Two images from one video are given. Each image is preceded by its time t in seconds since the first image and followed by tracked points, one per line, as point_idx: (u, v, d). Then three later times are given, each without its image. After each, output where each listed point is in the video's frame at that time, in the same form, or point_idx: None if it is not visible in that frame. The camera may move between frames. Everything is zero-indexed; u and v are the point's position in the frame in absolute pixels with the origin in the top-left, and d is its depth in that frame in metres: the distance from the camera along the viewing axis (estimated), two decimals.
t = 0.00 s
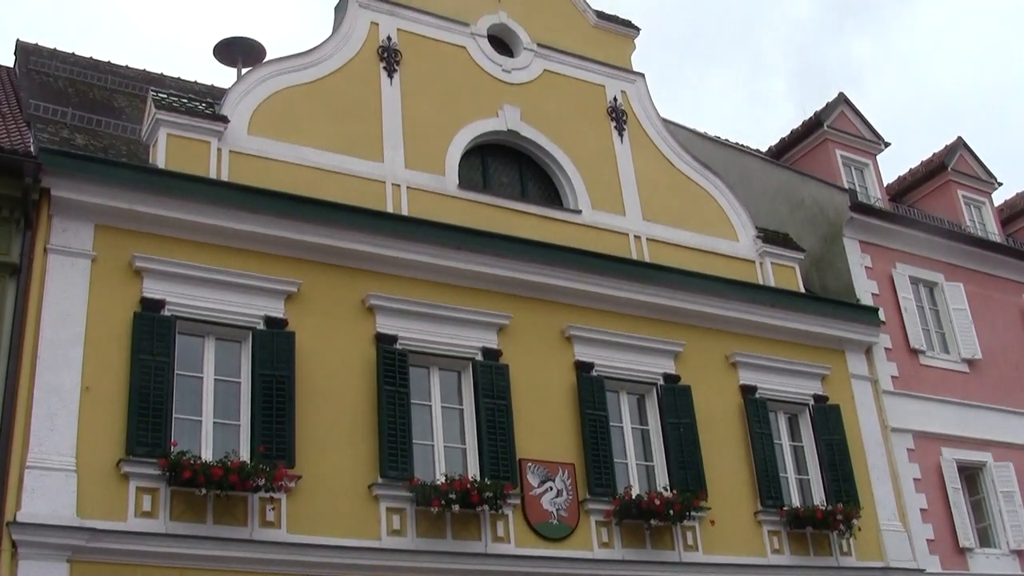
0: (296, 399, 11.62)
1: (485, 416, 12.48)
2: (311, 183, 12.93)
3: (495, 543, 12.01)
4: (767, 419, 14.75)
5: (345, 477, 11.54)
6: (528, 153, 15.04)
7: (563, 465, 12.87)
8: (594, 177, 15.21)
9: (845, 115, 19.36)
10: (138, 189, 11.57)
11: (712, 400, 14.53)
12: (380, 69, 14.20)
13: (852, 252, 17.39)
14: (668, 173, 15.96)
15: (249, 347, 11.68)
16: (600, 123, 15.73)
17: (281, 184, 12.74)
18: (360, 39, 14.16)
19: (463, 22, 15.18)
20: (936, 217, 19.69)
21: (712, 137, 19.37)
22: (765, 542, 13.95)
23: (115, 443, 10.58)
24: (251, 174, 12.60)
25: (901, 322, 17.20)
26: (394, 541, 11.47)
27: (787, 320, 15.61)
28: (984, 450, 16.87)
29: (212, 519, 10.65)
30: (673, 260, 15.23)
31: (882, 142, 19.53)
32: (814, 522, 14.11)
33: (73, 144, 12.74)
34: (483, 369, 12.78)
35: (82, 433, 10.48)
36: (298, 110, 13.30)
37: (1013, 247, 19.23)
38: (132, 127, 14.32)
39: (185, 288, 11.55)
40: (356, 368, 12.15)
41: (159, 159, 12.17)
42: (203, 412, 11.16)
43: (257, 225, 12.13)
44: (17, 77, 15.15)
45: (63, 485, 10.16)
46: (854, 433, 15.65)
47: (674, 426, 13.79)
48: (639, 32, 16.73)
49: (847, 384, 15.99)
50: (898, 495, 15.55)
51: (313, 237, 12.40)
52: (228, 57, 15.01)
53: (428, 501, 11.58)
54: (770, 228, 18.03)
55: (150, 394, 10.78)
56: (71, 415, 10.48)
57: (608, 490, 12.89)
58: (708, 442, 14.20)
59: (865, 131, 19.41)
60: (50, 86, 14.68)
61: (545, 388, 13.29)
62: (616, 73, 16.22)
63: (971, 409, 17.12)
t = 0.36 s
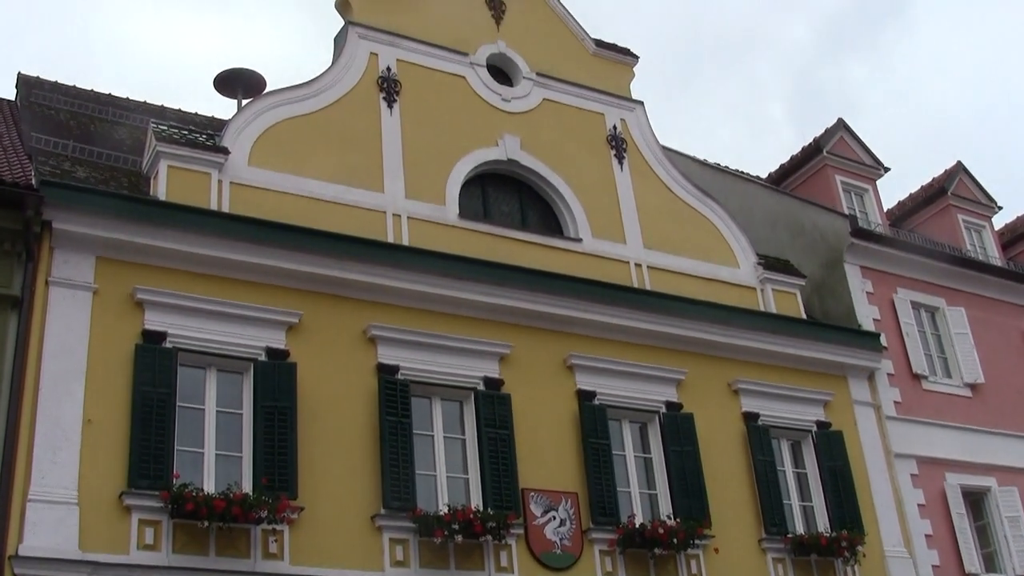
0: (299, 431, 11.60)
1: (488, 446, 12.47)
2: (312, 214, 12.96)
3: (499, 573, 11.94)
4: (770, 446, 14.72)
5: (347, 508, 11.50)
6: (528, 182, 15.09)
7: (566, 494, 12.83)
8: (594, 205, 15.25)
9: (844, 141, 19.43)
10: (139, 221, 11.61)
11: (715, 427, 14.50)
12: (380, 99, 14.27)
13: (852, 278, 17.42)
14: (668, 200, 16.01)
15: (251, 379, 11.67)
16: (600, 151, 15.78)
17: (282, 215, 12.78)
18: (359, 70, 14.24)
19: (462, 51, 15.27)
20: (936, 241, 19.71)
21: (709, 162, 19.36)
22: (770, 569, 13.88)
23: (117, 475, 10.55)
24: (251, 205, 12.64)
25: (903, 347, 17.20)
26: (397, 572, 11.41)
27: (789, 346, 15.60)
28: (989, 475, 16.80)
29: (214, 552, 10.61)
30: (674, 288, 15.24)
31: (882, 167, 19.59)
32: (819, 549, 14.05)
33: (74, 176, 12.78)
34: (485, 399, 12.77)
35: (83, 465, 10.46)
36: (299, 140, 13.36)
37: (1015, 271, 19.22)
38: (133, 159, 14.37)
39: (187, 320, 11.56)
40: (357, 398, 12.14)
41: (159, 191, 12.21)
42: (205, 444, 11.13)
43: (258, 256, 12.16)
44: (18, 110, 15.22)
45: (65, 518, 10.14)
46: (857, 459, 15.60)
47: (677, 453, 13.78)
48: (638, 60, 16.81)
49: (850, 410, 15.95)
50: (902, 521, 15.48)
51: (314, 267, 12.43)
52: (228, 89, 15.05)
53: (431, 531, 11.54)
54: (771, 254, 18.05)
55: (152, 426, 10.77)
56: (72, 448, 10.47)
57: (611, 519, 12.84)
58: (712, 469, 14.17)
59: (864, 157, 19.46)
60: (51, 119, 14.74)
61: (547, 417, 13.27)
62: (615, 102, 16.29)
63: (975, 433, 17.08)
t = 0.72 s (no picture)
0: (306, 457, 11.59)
1: (495, 472, 12.44)
2: (320, 240, 13.00)
3: None
4: (778, 471, 14.67)
5: (354, 535, 11.46)
6: (535, 208, 15.12)
7: (573, 520, 12.76)
8: (601, 231, 15.27)
9: (851, 166, 19.44)
10: (147, 247, 11.65)
11: (722, 453, 14.46)
12: (387, 125, 14.34)
13: (859, 303, 17.42)
14: (675, 226, 16.02)
15: (258, 405, 11.67)
16: (607, 177, 15.82)
17: (289, 241, 12.81)
18: (367, 96, 14.31)
19: (469, 78, 15.34)
20: (943, 266, 19.69)
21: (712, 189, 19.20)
22: None
23: (124, 501, 10.55)
24: (259, 232, 12.68)
25: (911, 373, 17.15)
26: None
27: (796, 372, 15.57)
28: (998, 500, 16.71)
29: None
30: (681, 313, 15.23)
31: (889, 193, 19.60)
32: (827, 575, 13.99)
33: (81, 202, 12.83)
34: (491, 425, 12.76)
35: (90, 491, 10.45)
36: (306, 167, 13.40)
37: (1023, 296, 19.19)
38: (141, 185, 14.43)
39: (194, 345, 11.58)
40: (363, 424, 12.12)
41: (167, 217, 12.25)
42: (212, 470, 11.12)
43: (265, 282, 12.19)
44: (27, 137, 15.30)
45: (71, 544, 10.13)
46: (865, 485, 15.53)
47: (684, 479, 13.74)
48: (644, 86, 16.87)
49: (858, 435, 15.90)
50: (911, 547, 15.40)
51: (321, 294, 12.45)
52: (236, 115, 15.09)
53: (438, 558, 11.49)
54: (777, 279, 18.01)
55: (159, 452, 10.77)
56: (79, 473, 10.47)
57: (618, 545, 12.79)
58: (719, 495, 14.12)
59: (871, 182, 19.47)
60: (60, 145, 14.82)
61: (554, 442, 13.25)
62: (622, 127, 16.34)
63: (983, 459, 17.00)
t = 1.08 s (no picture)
0: (304, 482, 11.57)
1: (494, 495, 12.42)
2: (318, 265, 13.01)
3: None
4: (777, 493, 14.65)
5: (353, 560, 11.42)
6: (533, 231, 15.15)
7: (572, 543, 12.74)
8: (599, 253, 15.30)
9: (848, 187, 19.50)
10: (145, 272, 11.67)
11: (721, 475, 14.43)
12: (385, 149, 14.38)
13: (858, 325, 17.44)
14: (673, 249, 16.06)
15: (256, 430, 11.65)
16: (604, 200, 15.86)
17: (288, 265, 12.83)
18: (364, 120, 14.36)
19: (467, 102, 15.41)
20: (941, 287, 19.72)
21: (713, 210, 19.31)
22: None
23: (122, 526, 10.51)
24: (257, 256, 12.69)
25: (909, 394, 17.15)
26: None
27: (795, 394, 15.57)
28: (998, 521, 16.68)
29: None
30: (679, 336, 15.24)
31: (886, 214, 19.66)
32: None
33: (79, 227, 12.85)
34: (490, 448, 12.74)
35: (88, 516, 10.42)
36: (304, 191, 13.43)
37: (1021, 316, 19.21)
38: (138, 210, 14.47)
39: (192, 370, 11.58)
40: (363, 449, 12.10)
41: (165, 241, 12.26)
42: (210, 495, 11.09)
43: (263, 306, 12.19)
44: (25, 162, 15.33)
45: (69, 570, 10.09)
46: (865, 506, 15.50)
47: (683, 502, 13.72)
48: (641, 109, 16.94)
49: (857, 457, 15.88)
50: (911, 568, 15.35)
51: (319, 318, 12.46)
52: (234, 140, 15.14)
53: None
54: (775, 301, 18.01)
55: (157, 476, 10.75)
56: (77, 498, 10.45)
57: (618, 568, 12.75)
58: (719, 517, 14.08)
59: (868, 203, 19.52)
60: (58, 170, 14.85)
61: (553, 465, 13.23)
62: (619, 150, 16.39)
63: (983, 479, 16.98)
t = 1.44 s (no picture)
0: (303, 502, 11.55)
1: (493, 516, 12.39)
2: (317, 285, 13.03)
3: None
4: (776, 514, 14.63)
5: None
6: (531, 252, 15.18)
7: (571, 564, 12.73)
8: (598, 274, 15.33)
9: (845, 209, 19.55)
10: (144, 292, 11.68)
11: (720, 496, 14.41)
12: (384, 170, 14.42)
13: (856, 346, 17.46)
14: (671, 270, 16.08)
15: (254, 450, 11.64)
16: (602, 221, 15.90)
17: (286, 285, 12.85)
18: (363, 141, 14.41)
19: (466, 123, 15.46)
20: (940, 308, 19.74)
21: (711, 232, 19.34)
22: None
23: (119, 546, 10.49)
24: (256, 277, 12.71)
25: (909, 415, 17.14)
26: None
27: (793, 414, 15.56)
28: (997, 542, 16.66)
29: None
30: (678, 357, 15.25)
31: (885, 236, 19.71)
32: None
33: (78, 247, 12.87)
34: (489, 469, 12.73)
35: (86, 536, 10.39)
36: (304, 212, 13.46)
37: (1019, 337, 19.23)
38: (137, 230, 14.50)
39: (191, 390, 11.57)
40: (362, 469, 12.10)
41: (164, 261, 12.28)
42: (208, 515, 11.06)
43: (262, 326, 12.20)
44: (24, 181, 15.36)
45: None
46: (864, 528, 15.47)
47: (682, 522, 13.69)
48: (640, 130, 17.00)
49: (856, 478, 15.87)
50: None
51: (318, 338, 12.46)
52: (233, 160, 15.18)
53: None
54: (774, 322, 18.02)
55: (155, 495, 10.72)
56: (75, 518, 10.42)
57: None
58: (718, 538, 14.05)
59: (866, 225, 19.57)
60: (57, 189, 14.88)
61: (552, 486, 13.21)
62: (618, 172, 16.45)
63: (982, 500, 16.96)
